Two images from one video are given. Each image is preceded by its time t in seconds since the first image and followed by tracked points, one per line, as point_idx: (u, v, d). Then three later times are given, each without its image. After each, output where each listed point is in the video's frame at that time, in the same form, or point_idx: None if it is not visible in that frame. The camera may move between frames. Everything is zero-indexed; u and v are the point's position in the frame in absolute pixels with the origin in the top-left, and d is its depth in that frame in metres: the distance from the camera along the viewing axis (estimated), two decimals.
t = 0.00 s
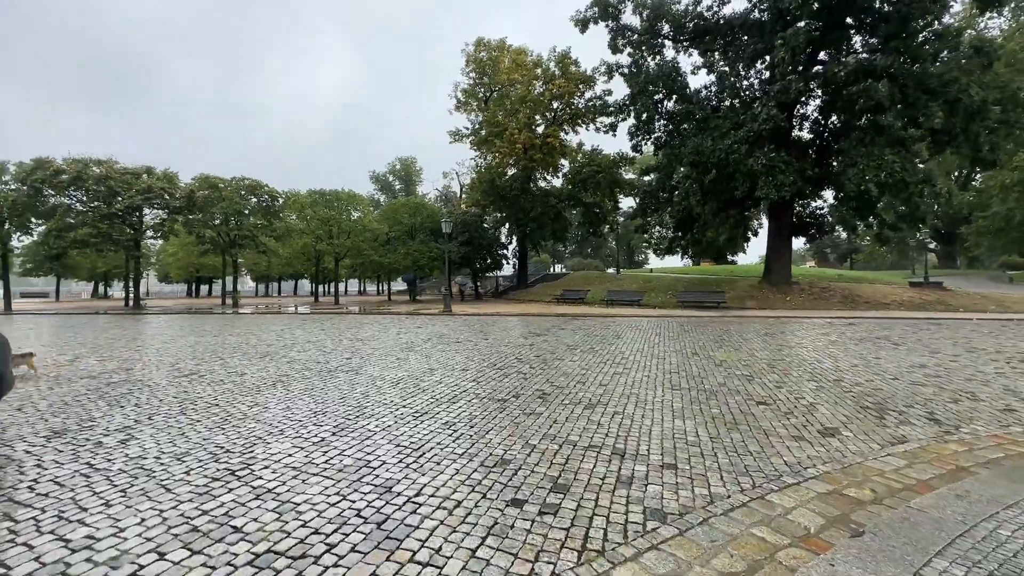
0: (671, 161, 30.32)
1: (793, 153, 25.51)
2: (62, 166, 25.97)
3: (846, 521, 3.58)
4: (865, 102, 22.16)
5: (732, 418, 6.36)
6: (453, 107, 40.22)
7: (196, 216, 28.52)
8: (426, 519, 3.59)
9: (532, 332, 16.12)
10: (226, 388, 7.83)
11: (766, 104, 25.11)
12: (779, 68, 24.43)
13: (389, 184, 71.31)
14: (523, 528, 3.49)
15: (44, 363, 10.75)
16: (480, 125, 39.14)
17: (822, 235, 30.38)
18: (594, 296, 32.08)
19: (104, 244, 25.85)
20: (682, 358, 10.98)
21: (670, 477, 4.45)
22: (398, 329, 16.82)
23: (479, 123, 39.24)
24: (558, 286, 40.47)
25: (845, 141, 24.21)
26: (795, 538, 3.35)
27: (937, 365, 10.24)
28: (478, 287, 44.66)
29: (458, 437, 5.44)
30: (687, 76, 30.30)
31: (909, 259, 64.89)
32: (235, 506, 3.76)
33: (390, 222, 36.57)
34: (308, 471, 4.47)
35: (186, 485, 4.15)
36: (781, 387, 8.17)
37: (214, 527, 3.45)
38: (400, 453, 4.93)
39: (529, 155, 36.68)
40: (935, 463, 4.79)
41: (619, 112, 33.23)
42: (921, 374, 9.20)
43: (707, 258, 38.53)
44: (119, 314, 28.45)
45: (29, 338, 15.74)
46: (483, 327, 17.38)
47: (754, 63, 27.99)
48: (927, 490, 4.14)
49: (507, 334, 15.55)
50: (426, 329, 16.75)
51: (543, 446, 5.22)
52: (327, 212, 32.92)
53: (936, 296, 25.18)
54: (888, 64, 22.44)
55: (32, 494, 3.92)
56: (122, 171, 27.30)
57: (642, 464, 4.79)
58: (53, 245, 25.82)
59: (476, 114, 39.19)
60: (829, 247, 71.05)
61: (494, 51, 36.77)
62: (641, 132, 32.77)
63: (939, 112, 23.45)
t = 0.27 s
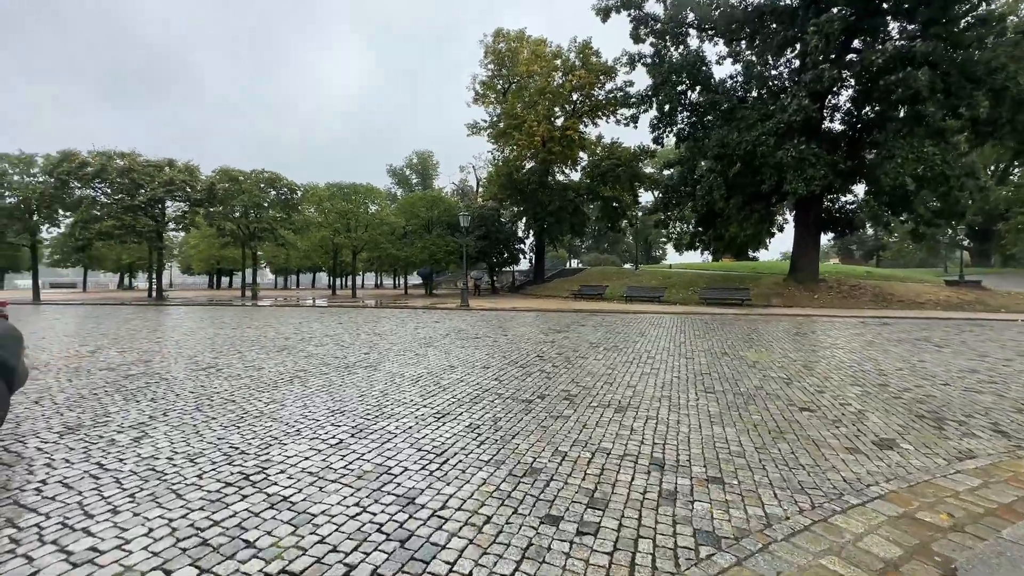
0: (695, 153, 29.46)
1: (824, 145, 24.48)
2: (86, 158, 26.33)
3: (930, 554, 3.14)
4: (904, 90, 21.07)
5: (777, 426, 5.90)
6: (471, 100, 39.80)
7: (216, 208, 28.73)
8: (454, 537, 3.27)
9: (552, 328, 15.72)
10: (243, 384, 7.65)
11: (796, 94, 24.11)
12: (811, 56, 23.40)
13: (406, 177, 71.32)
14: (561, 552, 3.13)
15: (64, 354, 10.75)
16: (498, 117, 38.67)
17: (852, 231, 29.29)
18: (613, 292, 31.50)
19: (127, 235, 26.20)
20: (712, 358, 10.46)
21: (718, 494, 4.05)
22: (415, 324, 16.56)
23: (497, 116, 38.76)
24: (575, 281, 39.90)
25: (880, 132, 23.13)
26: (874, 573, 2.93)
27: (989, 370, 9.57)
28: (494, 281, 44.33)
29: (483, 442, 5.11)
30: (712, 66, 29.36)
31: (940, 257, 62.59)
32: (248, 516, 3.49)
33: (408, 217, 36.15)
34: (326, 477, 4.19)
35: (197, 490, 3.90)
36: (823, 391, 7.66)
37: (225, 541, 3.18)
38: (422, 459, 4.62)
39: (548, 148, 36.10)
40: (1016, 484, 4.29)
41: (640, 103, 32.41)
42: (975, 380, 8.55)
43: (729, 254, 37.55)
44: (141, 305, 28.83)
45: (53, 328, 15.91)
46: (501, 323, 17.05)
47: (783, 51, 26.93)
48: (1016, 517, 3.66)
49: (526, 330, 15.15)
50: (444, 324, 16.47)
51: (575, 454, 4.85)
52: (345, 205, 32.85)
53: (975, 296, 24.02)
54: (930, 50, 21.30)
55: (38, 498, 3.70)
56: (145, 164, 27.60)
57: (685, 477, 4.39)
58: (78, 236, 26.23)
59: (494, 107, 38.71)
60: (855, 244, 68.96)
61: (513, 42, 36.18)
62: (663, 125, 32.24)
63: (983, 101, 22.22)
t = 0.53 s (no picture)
0: (714, 145, 28.65)
1: (851, 136, 23.54)
2: (101, 147, 26.41)
3: None
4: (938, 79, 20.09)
5: (821, 432, 5.39)
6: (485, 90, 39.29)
7: (228, 198, 28.70)
8: (469, 555, 2.89)
9: (567, 322, 15.30)
10: (249, 375, 7.35)
11: (823, 83, 23.22)
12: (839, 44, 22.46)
13: (418, 170, 71.09)
14: None
15: (71, 341, 10.60)
16: (511, 109, 38.13)
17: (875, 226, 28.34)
18: (627, 287, 30.92)
19: (141, 224, 26.34)
20: (737, 356, 9.94)
21: (768, 509, 3.59)
22: (426, 316, 16.23)
23: (510, 107, 38.24)
24: (588, 276, 39.33)
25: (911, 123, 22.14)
26: None
27: None
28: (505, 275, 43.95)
29: (500, 443, 4.70)
30: (734, 55, 28.47)
31: (965, 256, 60.79)
32: (242, 524, 3.13)
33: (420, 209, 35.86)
34: (330, 480, 3.83)
35: (190, 491, 3.56)
36: (863, 394, 7.12)
37: (213, 555, 2.82)
38: (435, 461, 4.23)
39: (562, 140, 35.52)
40: None
41: (658, 94, 31.61)
42: None
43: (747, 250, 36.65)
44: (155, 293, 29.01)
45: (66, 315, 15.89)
46: (514, 317, 16.66)
47: (809, 39, 25.94)
48: None
49: (540, 324, 14.73)
50: (456, 317, 16.12)
51: (600, 459, 4.42)
52: (357, 196, 32.62)
53: (1007, 295, 23.01)
54: (967, 36, 20.26)
55: (16, 497, 3.39)
56: (158, 153, 27.65)
57: (726, 489, 3.94)
58: (92, 224, 26.36)
59: (508, 98, 38.18)
60: (874, 241, 67.31)
61: (528, 31, 35.52)
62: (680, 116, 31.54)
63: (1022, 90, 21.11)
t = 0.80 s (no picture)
0: (730, 140, 27.93)
1: (875, 131, 22.73)
2: (110, 138, 26.35)
3: None
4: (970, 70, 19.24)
5: (865, 447, 4.94)
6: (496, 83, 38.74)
7: (237, 190, 28.57)
8: None
9: (579, 321, 14.89)
10: (251, 375, 7.02)
11: (846, 75, 22.42)
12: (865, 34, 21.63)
13: (427, 164, 70.74)
14: None
15: (74, 336, 10.37)
16: (522, 102, 37.55)
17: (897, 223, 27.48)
18: (639, 284, 30.38)
19: (150, 217, 26.28)
20: (762, 360, 9.43)
21: (824, 543, 3.17)
22: (436, 313, 15.85)
23: (521, 101, 37.69)
24: (598, 272, 38.81)
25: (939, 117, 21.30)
26: None
27: None
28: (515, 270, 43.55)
29: (517, 457, 4.32)
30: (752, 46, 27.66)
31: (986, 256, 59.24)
32: (230, 555, 2.78)
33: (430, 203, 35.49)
34: (331, 500, 3.46)
35: (176, 512, 3.23)
36: (903, 404, 6.63)
37: None
38: (446, 478, 3.86)
39: (573, 134, 34.95)
40: None
41: (673, 87, 30.88)
42: None
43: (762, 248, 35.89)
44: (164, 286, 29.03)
45: (74, 307, 15.79)
46: (525, 314, 16.28)
47: (832, 30, 25.10)
48: None
49: (553, 323, 14.29)
50: (465, 314, 15.76)
51: (628, 478, 4.02)
52: (366, 190, 32.31)
53: None
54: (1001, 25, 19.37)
55: None
56: (168, 145, 27.56)
57: (772, 516, 3.51)
58: (103, 216, 26.36)
59: (519, 91, 37.60)
60: (891, 240, 65.92)
61: (541, 23, 34.87)
62: (696, 110, 30.83)
63: None
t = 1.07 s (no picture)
0: (747, 133, 27.20)
1: (900, 122, 21.92)
2: (120, 132, 26.29)
3: None
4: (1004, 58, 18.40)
5: (922, 459, 4.48)
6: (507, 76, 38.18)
7: (246, 184, 28.44)
8: None
9: (593, 318, 14.47)
10: (254, 372, 6.70)
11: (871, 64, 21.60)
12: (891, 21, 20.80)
13: (436, 159, 70.44)
14: None
15: (76, 329, 10.13)
16: (533, 95, 36.99)
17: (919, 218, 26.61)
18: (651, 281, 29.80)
19: (160, 210, 26.26)
20: (789, 360, 8.90)
21: None
22: (444, 308, 15.47)
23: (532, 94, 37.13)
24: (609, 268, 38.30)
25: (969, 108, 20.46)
26: None
27: None
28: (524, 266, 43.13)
29: (538, 468, 3.93)
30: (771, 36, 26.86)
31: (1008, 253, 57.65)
32: None
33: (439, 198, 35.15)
34: (333, 517, 3.09)
35: (161, 530, 2.87)
36: (951, 410, 6.14)
37: None
38: (461, 492, 3.48)
39: (585, 128, 34.37)
40: None
41: (689, 79, 30.16)
42: None
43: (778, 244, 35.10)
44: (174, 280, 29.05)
45: (81, 301, 15.66)
46: (536, 310, 15.88)
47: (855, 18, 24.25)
48: None
49: (566, 319, 13.82)
50: (475, 310, 15.39)
51: (664, 494, 3.59)
52: (375, 184, 31.98)
53: None
54: None
55: None
56: (177, 138, 27.48)
57: (835, 542, 3.08)
58: (112, 210, 26.34)
59: (530, 84, 37.04)
60: (908, 237, 64.46)
61: (552, 14, 34.22)
62: (712, 102, 30.08)
63: None
